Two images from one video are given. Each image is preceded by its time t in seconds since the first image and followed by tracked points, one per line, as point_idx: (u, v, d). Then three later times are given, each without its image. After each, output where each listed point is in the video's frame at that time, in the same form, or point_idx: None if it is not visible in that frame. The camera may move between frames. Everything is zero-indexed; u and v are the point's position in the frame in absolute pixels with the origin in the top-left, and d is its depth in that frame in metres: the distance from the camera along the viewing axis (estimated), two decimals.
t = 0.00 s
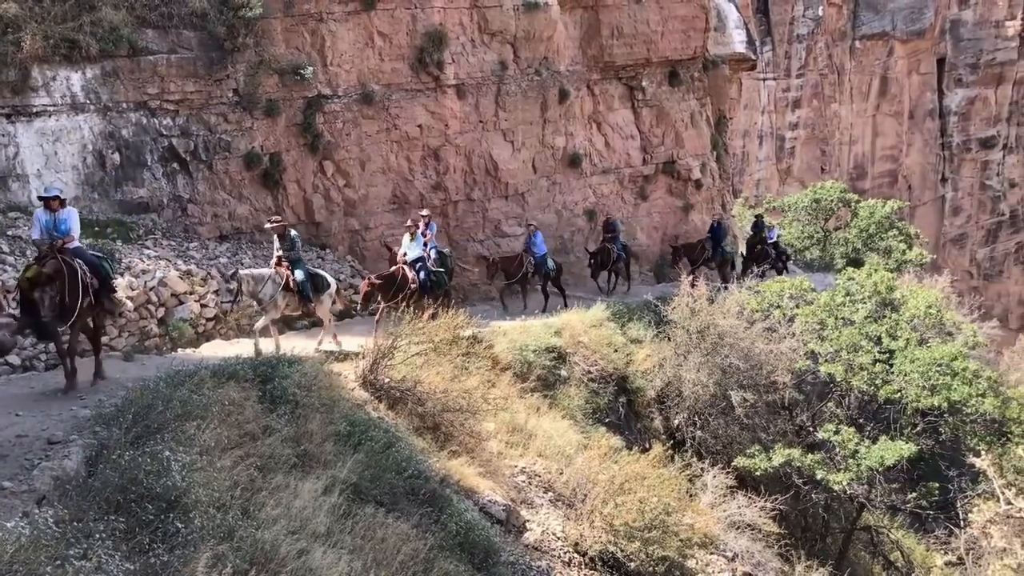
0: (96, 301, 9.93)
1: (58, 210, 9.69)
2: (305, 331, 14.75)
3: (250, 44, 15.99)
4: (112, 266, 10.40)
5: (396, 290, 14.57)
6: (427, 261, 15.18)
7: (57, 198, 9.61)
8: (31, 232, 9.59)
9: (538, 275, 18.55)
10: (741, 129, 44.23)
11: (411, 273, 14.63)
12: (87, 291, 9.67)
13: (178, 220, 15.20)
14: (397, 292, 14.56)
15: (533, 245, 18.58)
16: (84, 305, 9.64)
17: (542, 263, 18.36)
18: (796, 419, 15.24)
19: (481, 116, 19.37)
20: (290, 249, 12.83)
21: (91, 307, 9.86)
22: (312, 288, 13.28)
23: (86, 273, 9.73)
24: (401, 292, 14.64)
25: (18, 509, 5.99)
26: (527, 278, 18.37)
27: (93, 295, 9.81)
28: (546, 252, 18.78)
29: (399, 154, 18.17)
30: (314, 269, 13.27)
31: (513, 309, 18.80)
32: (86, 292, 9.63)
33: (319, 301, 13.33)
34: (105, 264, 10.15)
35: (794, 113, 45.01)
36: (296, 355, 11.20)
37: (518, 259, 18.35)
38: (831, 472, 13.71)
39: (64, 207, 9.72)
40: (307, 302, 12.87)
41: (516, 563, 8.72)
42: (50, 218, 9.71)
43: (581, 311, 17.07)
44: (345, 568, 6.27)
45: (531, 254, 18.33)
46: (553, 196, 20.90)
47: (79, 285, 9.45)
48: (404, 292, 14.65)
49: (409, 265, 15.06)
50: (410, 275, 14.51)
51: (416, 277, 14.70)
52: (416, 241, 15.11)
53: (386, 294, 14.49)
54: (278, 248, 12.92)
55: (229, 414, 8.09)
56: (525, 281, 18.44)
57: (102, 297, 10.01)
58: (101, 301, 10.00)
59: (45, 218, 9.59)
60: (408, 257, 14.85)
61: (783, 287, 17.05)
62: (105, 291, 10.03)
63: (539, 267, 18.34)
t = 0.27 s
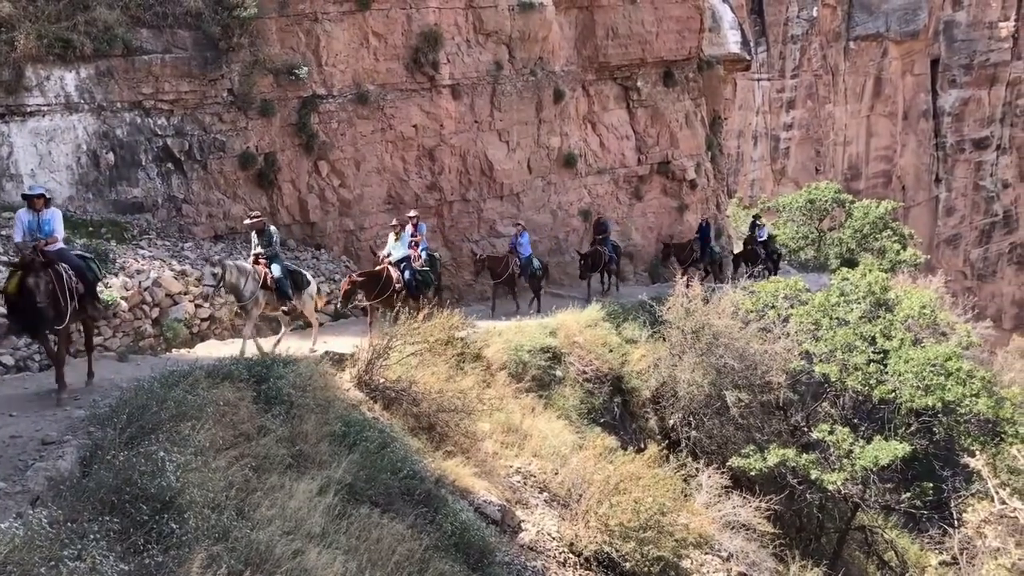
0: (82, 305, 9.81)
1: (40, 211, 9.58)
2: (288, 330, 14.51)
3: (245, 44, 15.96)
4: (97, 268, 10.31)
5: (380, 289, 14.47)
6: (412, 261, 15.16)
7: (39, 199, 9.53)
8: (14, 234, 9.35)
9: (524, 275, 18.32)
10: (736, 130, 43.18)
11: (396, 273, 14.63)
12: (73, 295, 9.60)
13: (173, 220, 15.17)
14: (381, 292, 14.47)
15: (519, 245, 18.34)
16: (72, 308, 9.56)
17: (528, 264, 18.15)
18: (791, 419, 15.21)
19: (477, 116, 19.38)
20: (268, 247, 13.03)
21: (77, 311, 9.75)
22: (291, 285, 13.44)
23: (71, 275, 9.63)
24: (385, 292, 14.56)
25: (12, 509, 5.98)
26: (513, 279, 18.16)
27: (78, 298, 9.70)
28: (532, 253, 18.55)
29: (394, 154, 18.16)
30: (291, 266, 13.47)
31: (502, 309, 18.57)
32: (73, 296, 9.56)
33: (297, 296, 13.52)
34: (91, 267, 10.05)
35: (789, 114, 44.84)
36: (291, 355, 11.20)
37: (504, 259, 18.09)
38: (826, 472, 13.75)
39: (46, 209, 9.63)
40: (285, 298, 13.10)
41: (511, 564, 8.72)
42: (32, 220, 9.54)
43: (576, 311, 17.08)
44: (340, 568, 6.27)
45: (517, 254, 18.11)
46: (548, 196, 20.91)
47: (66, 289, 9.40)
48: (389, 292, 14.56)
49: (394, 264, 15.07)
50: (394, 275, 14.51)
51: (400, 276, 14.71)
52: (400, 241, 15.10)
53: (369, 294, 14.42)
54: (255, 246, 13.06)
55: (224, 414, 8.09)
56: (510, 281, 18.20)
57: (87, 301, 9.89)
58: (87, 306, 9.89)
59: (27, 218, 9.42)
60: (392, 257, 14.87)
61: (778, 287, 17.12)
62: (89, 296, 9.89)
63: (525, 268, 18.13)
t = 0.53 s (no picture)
0: (74, 305, 9.66)
1: (27, 212, 9.46)
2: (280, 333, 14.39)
3: (243, 44, 15.95)
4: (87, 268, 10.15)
5: (366, 289, 14.28)
6: (400, 262, 14.82)
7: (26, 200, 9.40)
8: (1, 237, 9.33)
9: (514, 276, 18.03)
10: (734, 130, 43.15)
11: (382, 273, 14.30)
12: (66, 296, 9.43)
13: (170, 220, 15.16)
14: (367, 292, 14.25)
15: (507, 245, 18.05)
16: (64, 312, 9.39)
17: (517, 264, 17.86)
18: (789, 420, 15.18)
19: (475, 117, 19.38)
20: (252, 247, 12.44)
21: (70, 311, 9.61)
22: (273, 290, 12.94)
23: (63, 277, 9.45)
24: (371, 293, 14.32)
25: (10, 509, 5.99)
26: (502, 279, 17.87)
27: (71, 299, 9.55)
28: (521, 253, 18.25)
29: (392, 154, 18.15)
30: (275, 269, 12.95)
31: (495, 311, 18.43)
32: (65, 297, 9.38)
33: (279, 302, 12.96)
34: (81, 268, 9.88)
35: (787, 115, 44.85)
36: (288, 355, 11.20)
37: (492, 260, 17.83)
38: (823, 472, 13.76)
39: (34, 209, 9.51)
40: (266, 303, 12.55)
41: (508, 564, 8.72)
42: (19, 221, 9.46)
43: (574, 312, 17.08)
44: (337, 569, 6.27)
45: (506, 255, 17.82)
46: (547, 197, 20.92)
47: (59, 291, 9.21)
48: (375, 293, 14.30)
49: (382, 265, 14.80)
50: (380, 276, 14.19)
51: (387, 278, 14.32)
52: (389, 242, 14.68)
53: (354, 293, 14.24)
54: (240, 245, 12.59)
55: (222, 414, 8.08)
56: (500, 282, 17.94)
57: (80, 301, 9.73)
58: (79, 307, 9.72)
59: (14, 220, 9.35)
60: (379, 258, 14.49)
61: (776, 288, 17.14)
62: (82, 295, 9.75)
63: (515, 268, 17.85)
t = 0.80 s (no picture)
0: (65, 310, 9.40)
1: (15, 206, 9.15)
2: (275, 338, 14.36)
3: (241, 46, 15.94)
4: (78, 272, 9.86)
5: (355, 293, 13.88)
6: (388, 262, 14.66)
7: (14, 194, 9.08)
8: None
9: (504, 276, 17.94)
10: (732, 132, 44.02)
11: (371, 274, 13.97)
12: (58, 302, 9.15)
13: (169, 222, 15.15)
14: (355, 295, 13.83)
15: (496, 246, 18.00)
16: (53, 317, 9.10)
17: (506, 264, 17.78)
18: (787, 421, 15.21)
19: (473, 118, 19.39)
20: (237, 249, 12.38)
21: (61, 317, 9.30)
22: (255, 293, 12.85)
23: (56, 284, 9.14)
24: (360, 297, 13.89)
25: (8, 512, 5.98)
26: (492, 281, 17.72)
27: (61, 305, 9.25)
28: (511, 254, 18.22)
29: (390, 155, 18.14)
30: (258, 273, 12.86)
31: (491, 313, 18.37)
32: (56, 303, 9.10)
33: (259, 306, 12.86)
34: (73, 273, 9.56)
35: (784, 117, 45.11)
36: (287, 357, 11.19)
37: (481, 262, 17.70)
38: (822, 473, 13.75)
39: (22, 203, 9.20)
40: (247, 308, 12.48)
41: (507, 566, 8.71)
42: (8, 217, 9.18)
43: (572, 313, 17.08)
44: (336, 571, 6.26)
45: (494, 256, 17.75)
46: (545, 198, 20.93)
47: (49, 298, 8.93)
48: (363, 296, 13.88)
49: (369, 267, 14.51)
50: (368, 277, 13.81)
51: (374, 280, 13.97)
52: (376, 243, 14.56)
53: (342, 296, 13.80)
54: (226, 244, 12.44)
55: (220, 416, 8.08)
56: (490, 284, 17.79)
57: (71, 307, 9.46)
58: (71, 313, 9.47)
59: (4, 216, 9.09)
60: (367, 259, 14.29)
61: (774, 289, 17.16)
62: (74, 301, 9.46)
63: (505, 268, 17.73)
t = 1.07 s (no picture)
0: (58, 308, 9.33)
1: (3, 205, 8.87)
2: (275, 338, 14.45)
3: (239, 47, 15.93)
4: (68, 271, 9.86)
5: (342, 294, 13.68)
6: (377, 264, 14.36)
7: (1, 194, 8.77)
8: None
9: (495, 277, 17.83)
10: (729, 133, 43.37)
11: (358, 276, 13.73)
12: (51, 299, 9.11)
13: (167, 223, 15.15)
14: (342, 295, 13.66)
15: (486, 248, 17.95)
16: (46, 314, 9.03)
17: (496, 265, 17.72)
18: (786, 422, 15.14)
19: (471, 119, 19.40)
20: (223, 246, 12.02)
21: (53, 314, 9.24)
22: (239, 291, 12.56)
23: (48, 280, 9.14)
24: (347, 297, 13.71)
25: (6, 513, 5.98)
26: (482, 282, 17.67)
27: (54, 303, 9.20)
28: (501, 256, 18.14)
29: (388, 157, 18.14)
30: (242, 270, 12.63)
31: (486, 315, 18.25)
32: (49, 300, 9.06)
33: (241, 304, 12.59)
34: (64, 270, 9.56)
35: (783, 118, 45.00)
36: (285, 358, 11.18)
37: (470, 263, 17.66)
38: (821, 474, 13.77)
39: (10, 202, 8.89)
40: (231, 305, 12.25)
41: (506, 567, 8.73)
42: None
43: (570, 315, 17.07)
44: (334, 572, 6.26)
45: (484, 257, 17.70)
46: (544, 200, 20.94)
47: (42, 292, 8.90)
48: (350, 297, 13.69)
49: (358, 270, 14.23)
50: (355, 279, 13.58)
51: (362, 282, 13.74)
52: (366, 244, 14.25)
53: (328, 297, 13.64)
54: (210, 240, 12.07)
55: (218, 418, 8.07)
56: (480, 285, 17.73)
57: (65, 308, 9.39)
58: (63, 312, 9.38)
59: None
60: (354, 260, 13.99)
61: (773, 289, 17.10)
62: (66, 300, 9.42)
63: (494, 269, 17.67)
